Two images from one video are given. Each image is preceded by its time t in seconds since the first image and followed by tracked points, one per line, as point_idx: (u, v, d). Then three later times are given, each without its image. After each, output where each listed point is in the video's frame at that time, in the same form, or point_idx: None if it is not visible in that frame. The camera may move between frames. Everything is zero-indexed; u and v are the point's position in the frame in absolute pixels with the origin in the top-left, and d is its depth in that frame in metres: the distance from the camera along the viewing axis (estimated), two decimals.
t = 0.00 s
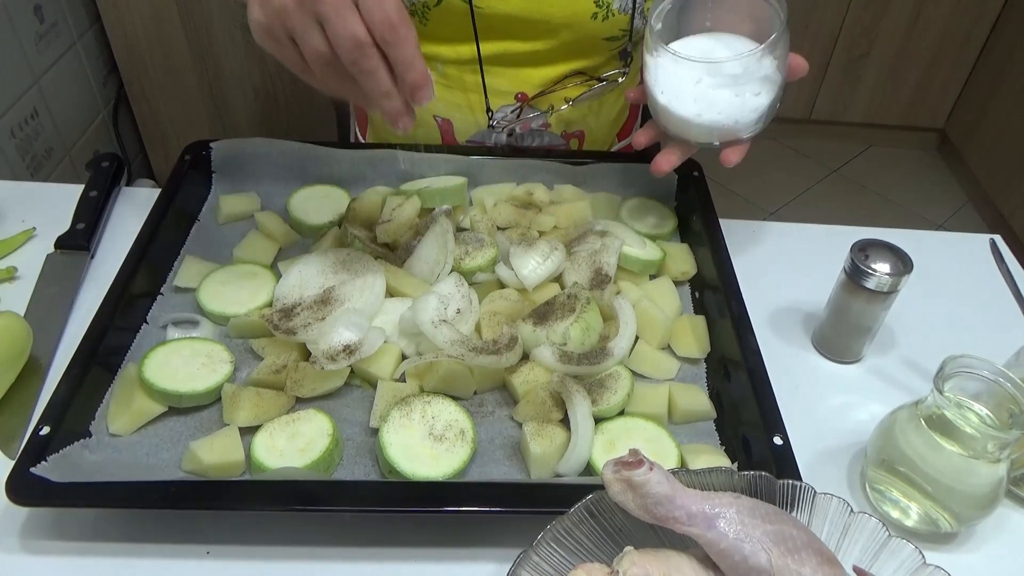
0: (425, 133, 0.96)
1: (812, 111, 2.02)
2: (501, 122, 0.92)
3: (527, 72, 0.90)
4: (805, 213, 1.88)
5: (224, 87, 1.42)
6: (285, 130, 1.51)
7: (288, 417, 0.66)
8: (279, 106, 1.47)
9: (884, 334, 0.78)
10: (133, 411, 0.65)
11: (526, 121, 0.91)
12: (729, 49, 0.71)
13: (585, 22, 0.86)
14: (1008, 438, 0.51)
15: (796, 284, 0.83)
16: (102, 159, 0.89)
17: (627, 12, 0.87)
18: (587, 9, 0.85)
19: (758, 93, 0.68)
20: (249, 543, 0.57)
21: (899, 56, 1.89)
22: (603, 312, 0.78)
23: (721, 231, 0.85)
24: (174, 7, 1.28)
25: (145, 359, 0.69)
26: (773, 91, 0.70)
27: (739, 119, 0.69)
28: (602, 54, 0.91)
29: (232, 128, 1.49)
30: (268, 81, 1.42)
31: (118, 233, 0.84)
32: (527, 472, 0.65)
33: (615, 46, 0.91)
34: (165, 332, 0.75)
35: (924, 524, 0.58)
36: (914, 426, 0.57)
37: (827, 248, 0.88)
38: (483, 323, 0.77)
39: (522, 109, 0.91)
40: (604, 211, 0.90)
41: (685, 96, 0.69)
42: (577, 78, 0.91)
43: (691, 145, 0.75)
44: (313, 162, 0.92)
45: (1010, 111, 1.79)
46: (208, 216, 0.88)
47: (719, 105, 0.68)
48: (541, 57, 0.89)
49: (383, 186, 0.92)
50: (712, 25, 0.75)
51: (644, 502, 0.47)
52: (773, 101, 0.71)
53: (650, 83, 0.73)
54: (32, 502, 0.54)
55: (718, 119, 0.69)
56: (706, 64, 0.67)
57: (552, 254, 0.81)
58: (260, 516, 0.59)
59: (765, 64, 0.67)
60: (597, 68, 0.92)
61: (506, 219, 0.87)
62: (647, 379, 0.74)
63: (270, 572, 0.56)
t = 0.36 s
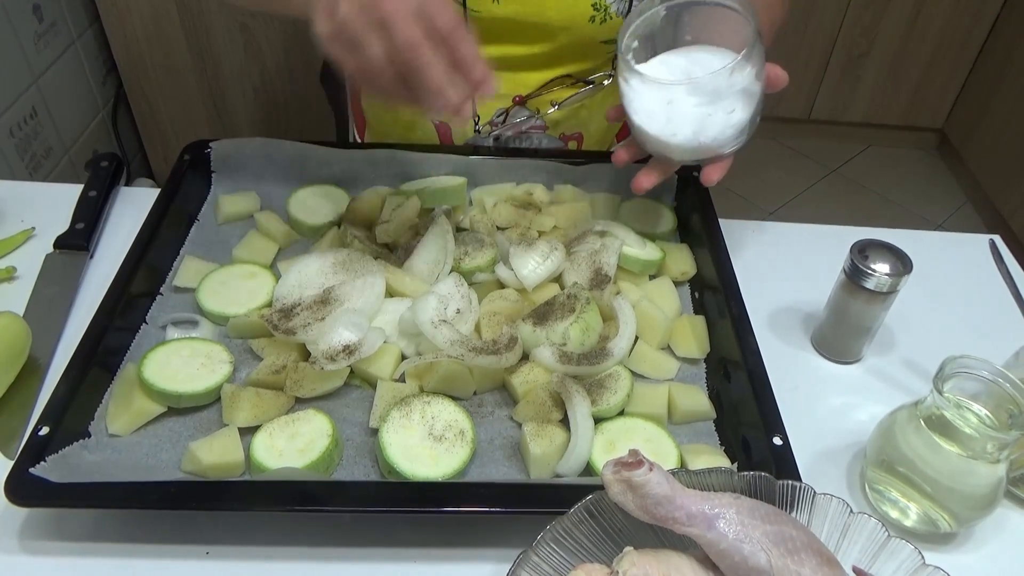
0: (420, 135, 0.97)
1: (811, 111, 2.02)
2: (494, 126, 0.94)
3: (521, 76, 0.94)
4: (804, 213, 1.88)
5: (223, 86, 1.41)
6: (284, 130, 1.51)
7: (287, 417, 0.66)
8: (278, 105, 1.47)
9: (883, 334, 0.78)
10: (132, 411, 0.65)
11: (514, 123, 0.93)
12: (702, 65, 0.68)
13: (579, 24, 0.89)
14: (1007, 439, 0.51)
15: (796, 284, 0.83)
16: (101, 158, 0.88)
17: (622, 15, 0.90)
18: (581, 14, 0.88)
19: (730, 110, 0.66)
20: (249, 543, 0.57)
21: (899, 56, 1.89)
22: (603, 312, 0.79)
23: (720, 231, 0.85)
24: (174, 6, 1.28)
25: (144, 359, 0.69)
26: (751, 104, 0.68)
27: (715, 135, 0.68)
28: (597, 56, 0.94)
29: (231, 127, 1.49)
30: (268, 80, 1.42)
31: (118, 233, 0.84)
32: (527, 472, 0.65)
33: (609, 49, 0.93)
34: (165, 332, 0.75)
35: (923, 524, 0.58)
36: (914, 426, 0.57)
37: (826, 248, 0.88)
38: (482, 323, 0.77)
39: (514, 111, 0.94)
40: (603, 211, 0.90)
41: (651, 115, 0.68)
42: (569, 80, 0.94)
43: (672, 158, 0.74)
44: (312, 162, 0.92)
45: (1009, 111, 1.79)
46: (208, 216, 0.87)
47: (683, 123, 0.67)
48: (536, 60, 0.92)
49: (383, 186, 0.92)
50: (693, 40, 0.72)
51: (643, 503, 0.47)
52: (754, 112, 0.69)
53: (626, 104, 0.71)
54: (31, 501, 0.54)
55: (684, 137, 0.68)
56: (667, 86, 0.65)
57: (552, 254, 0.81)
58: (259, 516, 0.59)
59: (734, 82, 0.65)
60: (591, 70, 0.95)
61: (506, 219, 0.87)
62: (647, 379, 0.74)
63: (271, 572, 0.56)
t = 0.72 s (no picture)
0: (420, 133, 0.98)
1: (811, 111, 2.02)
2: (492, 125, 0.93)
3: (522, 76, 0.93)
4: (805, 212, 1.88)
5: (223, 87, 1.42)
6: (284, 130, 1.51)
7: (288, 418, 0.66)
8: (278, 106, 1.47)
9: (883, 334, 0.78)
10: (134, 412, 0.65)
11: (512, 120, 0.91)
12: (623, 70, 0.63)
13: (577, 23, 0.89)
14: (1007, 437, 0.51)
15: (796, 284, 0.83)
16: (102, 159, 0.89)
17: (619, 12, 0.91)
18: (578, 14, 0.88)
19: (640, 115, 0.63)
20: (251, 543, 0.58)
21: (899, 55, 1.89)
22: (603, 313, 0.79)
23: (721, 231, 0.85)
24: (174, 7, 1.28)
25: (145, 360, 0.69)
26: (670, 112, 0.64)
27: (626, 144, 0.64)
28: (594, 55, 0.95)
29: (231, 128, 1.49)
30: (268, 80, 1.42)
31: (118, 234, 0.84)
32: (528, 472, 0.65)
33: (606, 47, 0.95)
34: (166, 333, 0.75)
35: (924, 523, 0.58)
36: (915, 426, 0.57)
37: (826, 248, 0.88)
38: (483, 322, 0.77)
39: (512, 111, 0.92)
40: (603, 211, 0.90)
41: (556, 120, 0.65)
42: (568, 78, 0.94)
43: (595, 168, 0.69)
44: (313, 163, 0.92)
45: (1009, 110, 1.79)
46: (208, 217, 0.87)
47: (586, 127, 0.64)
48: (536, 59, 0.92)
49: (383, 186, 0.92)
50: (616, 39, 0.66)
51: (645, 503, 0.47)
52: (677, 119, 0.66)
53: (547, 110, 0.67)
54: (33, 502, 0.54)
55: (590, 142, 0.64)
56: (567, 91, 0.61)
57: (553, 254, 0.82)
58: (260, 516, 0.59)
59: (643, 88, 0.60)
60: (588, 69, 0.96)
61: (506, 219, 0.87)
62: (647, 379, 0.74)
63: (273, 572, 0.56)
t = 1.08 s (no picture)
0: (427, 137, 0.97)
1: (811, 111, 2.02)
2: (502, 127, 0.93)
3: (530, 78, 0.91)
4: (806, 212, 1.88)
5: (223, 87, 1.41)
6: (284, 131, 1.51)
7: (289, 420, 0.66)
8: (278, 106, 1.47)
9: (885, 334, 0.78)
10: (135, 413, 0.65)
11: (526, 125, 0.92)
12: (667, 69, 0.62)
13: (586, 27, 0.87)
14: (1010, 438, 0.51)
15: (798, 284, 0.83)
16: (102, 161, 0.88)
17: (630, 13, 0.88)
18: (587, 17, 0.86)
19: (683, 119, 0.61)
20: (251, 546, 0.57)
21: (899, 54, 1.89)
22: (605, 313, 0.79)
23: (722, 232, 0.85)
24: (174, 8, 1.28)
25: (146, 362, 0.69)
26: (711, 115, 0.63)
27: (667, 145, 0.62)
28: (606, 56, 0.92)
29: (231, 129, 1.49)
30: (268, 81, 1.42)
31: (119, 235, 0.84)
32: (530, 473, 0.65)
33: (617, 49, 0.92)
34: (167, 334, 0.75)
35: (926, 524, 0.58)
36: (917, 426, 0.57)
37: (827, 248, 0.88)
38: (485, 324, 0.77)
39: (523, 113, 0.92)
40: (605, 212, 0.90)
41: (591, 111, 0.63)
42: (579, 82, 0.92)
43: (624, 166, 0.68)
44: (313, 164, 0.92)
45: (1009, 109, 1.79)
46: (209, 218, 0.87)
47: (635, 126, 0.61)
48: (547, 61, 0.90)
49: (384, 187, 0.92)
50: (662, 41, 0.66)
51: (647, 505, 0.47)
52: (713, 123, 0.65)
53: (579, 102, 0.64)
54: (33, 504, 0.54)
55: (623, 139, 0.62)
56: (618, 87, 0.59)
57: (554, 255, 0.81)
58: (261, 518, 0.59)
59: (694, 90, 0.59)
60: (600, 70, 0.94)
61: (508, 219, 0.87)
62: (649, 380, 0.74)
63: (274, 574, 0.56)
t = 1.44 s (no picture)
0: (434, 139, 0.94)
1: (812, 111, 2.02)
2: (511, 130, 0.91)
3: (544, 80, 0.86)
4: (806, 212, 1.88)
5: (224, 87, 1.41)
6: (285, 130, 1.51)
7: (290, 419, 0.65)
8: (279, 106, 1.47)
9: (886, 334, 0.78)
10: (136, 413, 0.65)
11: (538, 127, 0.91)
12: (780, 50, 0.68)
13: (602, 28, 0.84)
14: (1012, 438, 0.51)
15: (799, 284, 0.83)
16: (102, 160, 0.88)
17: (644, 15, 0.85)
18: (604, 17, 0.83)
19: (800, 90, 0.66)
20: (252, 545, 0.57)
21: (900, 55, 1.89)
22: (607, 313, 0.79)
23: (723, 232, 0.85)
24: (174, 8, 1.28)
25: (147, 362, 0.69)
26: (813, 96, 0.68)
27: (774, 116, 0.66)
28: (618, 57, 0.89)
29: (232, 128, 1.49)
30: (269, 80, 1.42)
31: (120, 235, 0.84)
32: (531, 472, 0.64)
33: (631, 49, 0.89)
34: (168, 334, 0.74)
35: (928, 524, 0.58)
36: (919, 426, 0.57)
37: (828, 248, 0.88)
38: (487, 323, 0.77)
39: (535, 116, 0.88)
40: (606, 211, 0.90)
41: (726, 78, 0.66)
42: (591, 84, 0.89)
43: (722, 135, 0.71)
44: (314, 164, 0.92)
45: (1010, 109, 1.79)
46: (210, 218, 0.87)
47: (755, 95, 0.66)
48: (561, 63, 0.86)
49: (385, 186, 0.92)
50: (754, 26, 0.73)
51: (650, 504, 0.47)
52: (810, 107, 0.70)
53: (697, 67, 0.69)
54: (35, 504, 0.54)
55: (752, 108, 0.66)
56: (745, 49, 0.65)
57: (556, 254, 0.81)
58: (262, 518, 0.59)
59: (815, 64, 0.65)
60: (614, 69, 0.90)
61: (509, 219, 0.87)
62: (651, 379, 0.74)
63: (275, 573, 0.56)
